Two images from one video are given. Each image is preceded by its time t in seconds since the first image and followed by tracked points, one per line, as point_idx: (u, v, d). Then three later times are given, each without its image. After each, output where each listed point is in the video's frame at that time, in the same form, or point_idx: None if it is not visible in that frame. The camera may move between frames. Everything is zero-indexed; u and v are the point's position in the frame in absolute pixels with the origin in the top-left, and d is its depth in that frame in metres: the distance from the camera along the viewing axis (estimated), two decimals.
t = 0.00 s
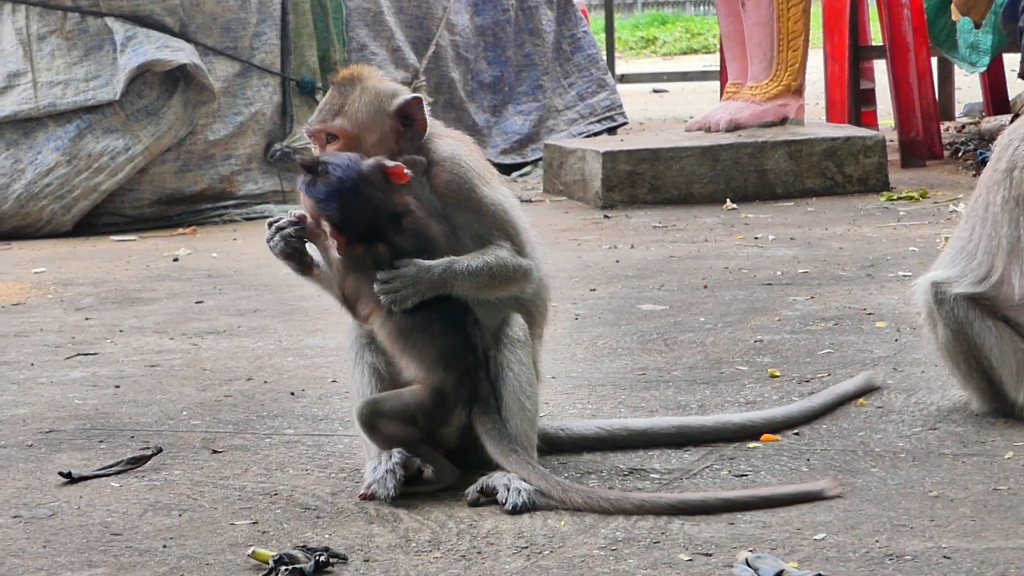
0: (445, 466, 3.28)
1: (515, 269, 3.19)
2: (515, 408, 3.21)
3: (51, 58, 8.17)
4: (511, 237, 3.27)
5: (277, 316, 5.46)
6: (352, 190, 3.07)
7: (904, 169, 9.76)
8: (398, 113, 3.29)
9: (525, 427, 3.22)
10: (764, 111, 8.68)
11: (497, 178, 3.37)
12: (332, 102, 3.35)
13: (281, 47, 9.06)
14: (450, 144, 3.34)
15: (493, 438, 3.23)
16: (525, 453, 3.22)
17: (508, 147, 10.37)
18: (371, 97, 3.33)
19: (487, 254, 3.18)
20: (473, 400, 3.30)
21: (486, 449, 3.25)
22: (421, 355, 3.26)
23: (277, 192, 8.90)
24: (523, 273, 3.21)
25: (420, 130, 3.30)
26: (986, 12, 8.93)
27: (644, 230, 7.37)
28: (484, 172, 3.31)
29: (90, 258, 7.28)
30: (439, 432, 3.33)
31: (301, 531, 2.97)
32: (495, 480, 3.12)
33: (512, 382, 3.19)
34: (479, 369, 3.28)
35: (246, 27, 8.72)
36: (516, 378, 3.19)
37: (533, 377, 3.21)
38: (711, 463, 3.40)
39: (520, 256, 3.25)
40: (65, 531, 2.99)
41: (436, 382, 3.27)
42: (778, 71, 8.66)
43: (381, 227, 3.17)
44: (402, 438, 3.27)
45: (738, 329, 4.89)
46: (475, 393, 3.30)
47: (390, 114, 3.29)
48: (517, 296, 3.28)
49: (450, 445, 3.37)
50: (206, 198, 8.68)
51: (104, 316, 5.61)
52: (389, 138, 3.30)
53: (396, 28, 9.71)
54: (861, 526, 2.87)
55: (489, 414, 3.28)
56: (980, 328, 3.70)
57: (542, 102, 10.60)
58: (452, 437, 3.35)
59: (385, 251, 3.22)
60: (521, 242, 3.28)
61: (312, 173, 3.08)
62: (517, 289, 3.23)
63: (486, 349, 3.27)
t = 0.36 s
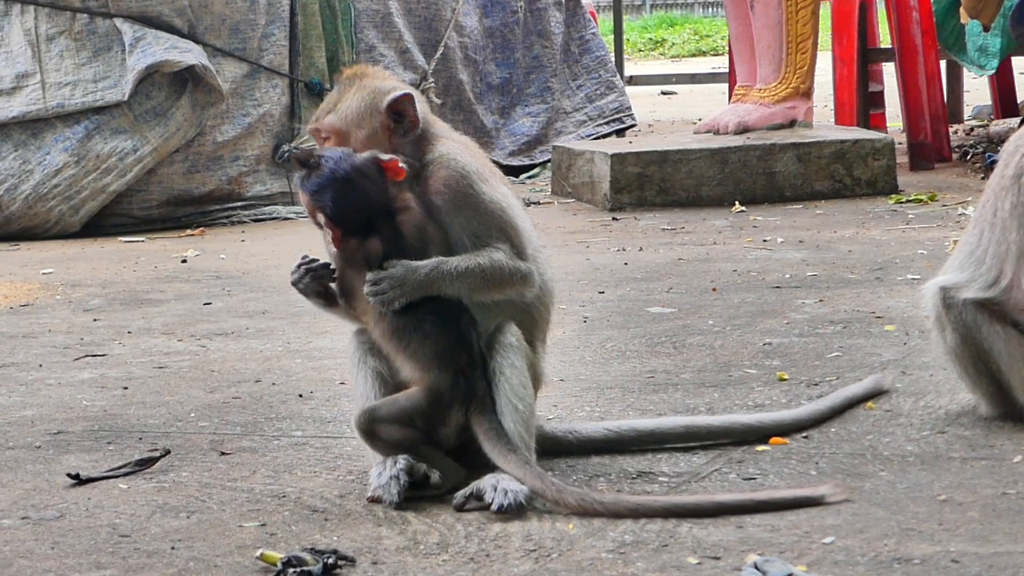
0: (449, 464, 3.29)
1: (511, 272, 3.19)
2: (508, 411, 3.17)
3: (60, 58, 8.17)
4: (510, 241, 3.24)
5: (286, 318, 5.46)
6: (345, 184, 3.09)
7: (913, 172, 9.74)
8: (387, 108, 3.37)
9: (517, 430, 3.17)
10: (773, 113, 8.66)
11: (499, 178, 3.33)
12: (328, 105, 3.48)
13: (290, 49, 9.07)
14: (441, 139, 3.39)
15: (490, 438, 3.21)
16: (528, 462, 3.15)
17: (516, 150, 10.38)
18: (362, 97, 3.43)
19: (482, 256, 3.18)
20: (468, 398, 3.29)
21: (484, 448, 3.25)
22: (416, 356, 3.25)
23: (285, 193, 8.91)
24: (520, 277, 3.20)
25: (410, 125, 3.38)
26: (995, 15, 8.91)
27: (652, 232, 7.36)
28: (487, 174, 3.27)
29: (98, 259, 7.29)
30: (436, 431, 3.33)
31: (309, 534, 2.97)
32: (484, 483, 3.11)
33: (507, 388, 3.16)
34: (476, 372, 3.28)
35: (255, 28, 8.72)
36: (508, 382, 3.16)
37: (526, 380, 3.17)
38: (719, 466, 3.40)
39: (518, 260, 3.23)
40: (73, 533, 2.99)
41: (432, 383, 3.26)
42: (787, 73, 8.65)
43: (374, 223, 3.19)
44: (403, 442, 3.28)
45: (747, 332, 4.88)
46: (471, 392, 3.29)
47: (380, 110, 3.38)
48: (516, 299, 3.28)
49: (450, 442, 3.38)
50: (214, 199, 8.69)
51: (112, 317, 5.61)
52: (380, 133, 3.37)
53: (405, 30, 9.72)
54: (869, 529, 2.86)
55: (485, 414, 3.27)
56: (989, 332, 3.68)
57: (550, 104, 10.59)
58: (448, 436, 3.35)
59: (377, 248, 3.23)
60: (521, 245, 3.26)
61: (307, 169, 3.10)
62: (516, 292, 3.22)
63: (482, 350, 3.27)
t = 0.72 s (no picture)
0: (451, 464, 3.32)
1: (507, 275, 3.17)
2: (510, 415, 3.18)
3: (67, 62, 8.18)
4: (508, 243, 3.21)
5: (291, 322, 5.46)
6: (330, 196, 3.17)
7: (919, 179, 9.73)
8: (374, 116, 3.33)
9: (518, 434, 3.18)
10: (779, 120, 8.69)
11: (501, 179, 3.31)
12: (333, 118, 3.49)
13: (296, 53, 9.08)
14: (434, 141, 3.32)
15: (488, 439, 3.21)
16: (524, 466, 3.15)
17: (522, 154, 10.40)
18: (358, 106, 3.41)
19: (479, 257, 3.17)
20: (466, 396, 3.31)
21: (481, 450, 3.25)
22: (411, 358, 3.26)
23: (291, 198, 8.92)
24: (519, 280, 3.19)
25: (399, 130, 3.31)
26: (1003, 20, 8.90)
27: (658, 237, 7.36)
28: (489, 175, 3.26)
29: (105, 263, 7.30)
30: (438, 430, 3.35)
31: (313, 538, 2.97)
32: (483, 491, 3.11)
33: (508, 392, 3.18)
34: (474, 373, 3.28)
35: (262, 32, 8.73)
36: (511, 388, 3.17)
37: (529, 385, 3.19)
38: (724, 472, 3.40)
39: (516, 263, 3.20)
40: (77, 537, 3.00)
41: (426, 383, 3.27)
42: (793, 79, 8.62)
43: (364, 229, 3.25)
44: (403, 446, 3.27)
45: (753, 338, 4.88)
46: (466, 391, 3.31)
47: (371, 117, 3.34)
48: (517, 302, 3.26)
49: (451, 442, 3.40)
50: (221, 203, 8.70)
51: (117, 321, 5.62)
52: (372, 142, 3.34)
53: (412, 35, 9.72)
54: (873, 535, 2.85)
55: (483, 413, 3.28)
56: (994, 339, 3.69)
57: (557, 109, 10.59)
58: (448, 436, 3.37)
59: (363, 251, 3.31)
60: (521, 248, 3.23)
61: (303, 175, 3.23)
62: (515, 294, 3.21)
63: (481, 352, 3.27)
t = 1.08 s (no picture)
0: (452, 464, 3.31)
1: (500, 272, 3.18)
2: (512, 417, 3.19)
3: (70, 66, 8.19)
4: (500, 239, 3.22)
5: (294, 326, 5.47)
6: (311, 223, 3.19)
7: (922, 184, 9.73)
8: (352, 135, 3.36)
9: (520, 435, 3.19)
10: (783, 125, 8.68)
11: (493, 175, 3.32)
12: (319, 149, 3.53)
13: (300, 58, 9.09)
14: (414, 147, 3.33)
15: (489, 443, 3.22)
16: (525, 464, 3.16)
17: (526, 160, 10.39)
18: (337, 135, 3.45)
19: (470, 252, 3.19)
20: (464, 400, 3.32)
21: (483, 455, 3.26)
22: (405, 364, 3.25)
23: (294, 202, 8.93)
24: (512, 275, 3.20)
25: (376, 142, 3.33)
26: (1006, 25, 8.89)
27: (661, 242, 7.36)
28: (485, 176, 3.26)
29: (108, 267, 7.30)
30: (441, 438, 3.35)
31: (315, 543, 2.97)
32: (485, 492, 3.12)
33: (507, 392, 3.19)
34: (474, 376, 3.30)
35: (265, 37, 8.74)
36: (510, 389, 3.19)
37: (529, 386, 3.19)
38: (726, 476, 3.40)
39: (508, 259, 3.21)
40: (80, 541, 3.00)
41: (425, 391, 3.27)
42: (796, 84, 8.62)
43: (350, 247, 3.25)
44: (404, 451, 3.27)
45: (755, 343, 4.88)
46: (466, 397, 3.31)
47: (349, 139, 3.38)
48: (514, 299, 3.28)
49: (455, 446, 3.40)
50: (224, 208, 8.71)
51: (121, 325, 5.62)
52: (355, 162, 3.37)
53: (415, 39, 9.73)
54: (876, 540, 2.85)
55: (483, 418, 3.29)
56: (996, 345, 3.69)
57: (561, 114, 10.61)
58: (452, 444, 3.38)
59: (354, 266, 3.28)
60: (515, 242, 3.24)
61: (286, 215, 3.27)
62: (509, 290, 3.22)
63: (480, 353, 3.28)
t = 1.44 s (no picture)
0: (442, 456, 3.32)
1: (470, 294, 3.12)
2: (510, 427, 3.17)
3: (72, 69, 8.19)
4: (468, 258, 3.15)
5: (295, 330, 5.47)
6: (271, 269, 3.18)
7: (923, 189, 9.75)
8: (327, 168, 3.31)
9: (519, 446, 3.17)
10: (784, 130, 8.70)
11: (462, 188, 3.24)
12: (295, 167, 3.49)
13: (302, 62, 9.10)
14: (383, 177, 3.27)
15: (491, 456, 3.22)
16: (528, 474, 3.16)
17: (527, 164, 10.44)
18: (313, 161, 3.39)
19: (436, 276, 3.13)
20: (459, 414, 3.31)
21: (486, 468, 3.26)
22: (390, 395, 3.21)
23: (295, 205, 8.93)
24: (481, 295, 3.13)
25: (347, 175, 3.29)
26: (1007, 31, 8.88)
27: (662, 247, 7.36)
28: (455, 191, 3.18)
29: (108, 270, 7.30)
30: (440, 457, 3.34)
31: (314, 546, 2.97)
32: (486, 494, 3.11)
33: (503, 396, 3.15)
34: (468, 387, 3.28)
35: (266, 40, 8.74)
36: (503, 394, 3.15)
37: (527, 393, 3.15)
38: (726, 481, 3.39)
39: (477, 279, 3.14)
40: (78, 544, 3.00)
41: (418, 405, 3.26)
42: (798, 89, 8.62)
43: (310, 290, 3.22)
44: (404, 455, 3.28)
45: (755, 348, 4.88)
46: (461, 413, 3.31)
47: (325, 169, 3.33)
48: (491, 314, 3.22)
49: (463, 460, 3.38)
50: (225, 211, 8.71)
51: (121, 328, 5.62)
52: (329, 194, 3.33)
53: (417, 43, 9.74)
54: (875, 545, 2.85)
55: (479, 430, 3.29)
56: (996, 351, 3.69)
57: (562, 119, 10.61)
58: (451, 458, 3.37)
59: (314, 310, 3.24)
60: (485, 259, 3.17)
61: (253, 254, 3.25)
62: (482, 309, 3.16)
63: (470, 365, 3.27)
